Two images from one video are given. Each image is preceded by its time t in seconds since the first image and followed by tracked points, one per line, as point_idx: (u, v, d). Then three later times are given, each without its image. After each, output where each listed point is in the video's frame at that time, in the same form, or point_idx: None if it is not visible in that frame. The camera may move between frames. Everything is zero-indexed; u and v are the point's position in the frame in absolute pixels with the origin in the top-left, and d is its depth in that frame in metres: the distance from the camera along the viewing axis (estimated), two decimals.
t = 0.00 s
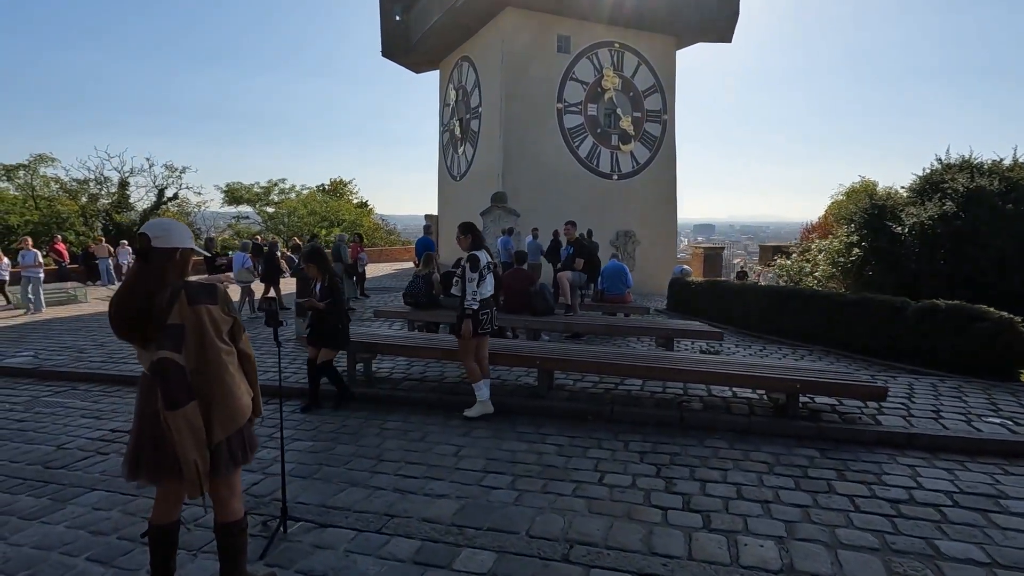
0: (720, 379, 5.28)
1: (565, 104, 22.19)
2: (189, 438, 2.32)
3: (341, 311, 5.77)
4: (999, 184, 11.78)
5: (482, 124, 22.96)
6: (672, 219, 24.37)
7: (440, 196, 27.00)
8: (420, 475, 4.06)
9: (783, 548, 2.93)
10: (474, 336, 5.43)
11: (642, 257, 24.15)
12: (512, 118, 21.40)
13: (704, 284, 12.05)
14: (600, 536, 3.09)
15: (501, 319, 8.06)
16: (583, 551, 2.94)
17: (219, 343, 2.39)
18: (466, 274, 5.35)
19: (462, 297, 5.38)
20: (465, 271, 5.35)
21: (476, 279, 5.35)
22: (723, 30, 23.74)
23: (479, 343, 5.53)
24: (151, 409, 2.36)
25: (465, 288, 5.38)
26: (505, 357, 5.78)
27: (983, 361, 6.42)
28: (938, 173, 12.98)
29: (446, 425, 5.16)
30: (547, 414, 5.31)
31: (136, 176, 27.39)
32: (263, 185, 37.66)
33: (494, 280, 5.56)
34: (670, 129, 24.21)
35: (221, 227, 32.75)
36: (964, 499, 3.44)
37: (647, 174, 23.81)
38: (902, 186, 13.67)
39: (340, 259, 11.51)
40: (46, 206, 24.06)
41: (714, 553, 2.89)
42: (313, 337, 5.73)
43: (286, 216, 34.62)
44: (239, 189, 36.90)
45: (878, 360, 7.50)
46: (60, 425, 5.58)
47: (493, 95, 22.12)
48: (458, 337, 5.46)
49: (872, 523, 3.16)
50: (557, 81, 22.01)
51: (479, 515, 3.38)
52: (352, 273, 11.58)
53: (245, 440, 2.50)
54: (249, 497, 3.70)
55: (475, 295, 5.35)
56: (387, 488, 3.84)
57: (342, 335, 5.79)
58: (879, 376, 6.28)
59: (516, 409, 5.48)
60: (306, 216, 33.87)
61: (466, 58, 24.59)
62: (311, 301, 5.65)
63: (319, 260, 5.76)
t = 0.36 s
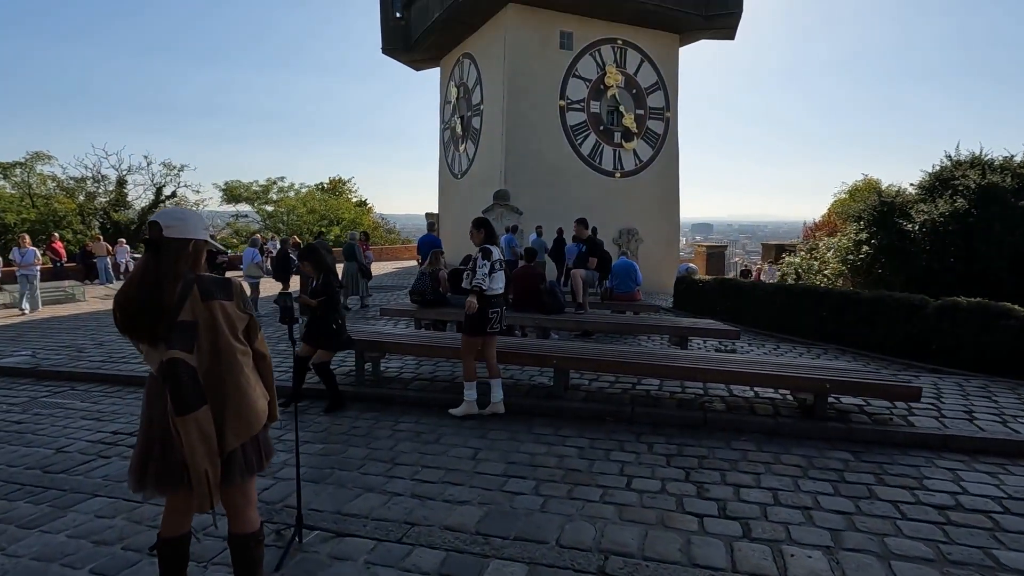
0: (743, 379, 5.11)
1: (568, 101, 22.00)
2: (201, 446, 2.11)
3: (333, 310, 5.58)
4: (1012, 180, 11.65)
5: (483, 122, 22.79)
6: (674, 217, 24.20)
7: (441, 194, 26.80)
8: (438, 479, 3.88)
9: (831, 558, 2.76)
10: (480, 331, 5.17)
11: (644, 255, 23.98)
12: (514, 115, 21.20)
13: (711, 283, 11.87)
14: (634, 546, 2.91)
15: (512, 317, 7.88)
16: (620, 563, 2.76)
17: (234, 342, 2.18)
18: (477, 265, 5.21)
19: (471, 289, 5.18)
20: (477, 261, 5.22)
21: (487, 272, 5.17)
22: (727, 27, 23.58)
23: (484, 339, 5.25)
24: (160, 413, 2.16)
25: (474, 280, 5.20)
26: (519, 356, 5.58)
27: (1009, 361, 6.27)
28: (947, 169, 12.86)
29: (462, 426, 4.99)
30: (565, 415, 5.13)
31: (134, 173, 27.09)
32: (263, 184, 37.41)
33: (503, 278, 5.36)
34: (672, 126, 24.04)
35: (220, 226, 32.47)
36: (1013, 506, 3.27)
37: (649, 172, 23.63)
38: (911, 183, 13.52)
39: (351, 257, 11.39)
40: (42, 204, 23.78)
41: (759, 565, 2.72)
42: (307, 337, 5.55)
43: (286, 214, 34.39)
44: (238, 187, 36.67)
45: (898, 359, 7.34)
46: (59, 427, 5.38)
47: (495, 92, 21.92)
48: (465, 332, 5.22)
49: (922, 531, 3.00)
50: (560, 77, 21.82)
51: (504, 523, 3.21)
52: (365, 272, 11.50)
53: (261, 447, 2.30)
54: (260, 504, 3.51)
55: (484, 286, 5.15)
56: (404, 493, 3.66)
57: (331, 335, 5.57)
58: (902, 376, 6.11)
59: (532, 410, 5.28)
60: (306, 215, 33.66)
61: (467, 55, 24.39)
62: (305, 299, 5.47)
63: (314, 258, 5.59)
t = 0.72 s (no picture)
0: (761, 382, 4.99)
1: (565, 99, 21.87)
2: (217, 460, 1.95)
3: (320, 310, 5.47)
4: (1014, 179, 11.65)
5: (480, 120, 22.62)
6: (671, 217, 24.13)
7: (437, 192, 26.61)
8: (455, 487, 3.73)
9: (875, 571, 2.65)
10: (474, 336, 5.00)
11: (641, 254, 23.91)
12: (512, 113, 21.04)
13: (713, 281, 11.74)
14: (668, 559, 2.79)
15: (518, 317, 7.74)
16: None
17: (252, 347, 2.02)
18: (476, 269, 5.02)
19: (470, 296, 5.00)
20: (475, 265, 5.03)
21: (486, 276, 4.98)
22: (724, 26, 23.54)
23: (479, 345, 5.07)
24: (173, 425, 2.01)
25: (473, 285, 5.02)
26: (529, 359, 5.43)
27: None
28: (948, 167, 12.83)
29: (474, 430, 4.85)
30: (579, 418, 5.00)
31: (125, 172, 26.67)
32: (256, 182, 37.03)
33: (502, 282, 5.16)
34: (669, 125, 23.96)
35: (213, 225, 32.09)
36: None
37: (646, 170, 23.54)
38: (912, 182, 13.48)
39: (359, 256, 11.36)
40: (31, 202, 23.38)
41: None
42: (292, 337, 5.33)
43: (279, 213, 34.08)
44: (230, 185, 36.30)
45: (909, 359, 7.26)
46: (54, 433, 5.18)
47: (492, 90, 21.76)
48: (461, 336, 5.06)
49: (964, 541, 2.89)
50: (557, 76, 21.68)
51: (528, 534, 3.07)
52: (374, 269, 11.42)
53: (279, 460, 2.14)
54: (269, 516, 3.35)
55: (481, 291, 4.96)
56: (420, 503, 3.51)
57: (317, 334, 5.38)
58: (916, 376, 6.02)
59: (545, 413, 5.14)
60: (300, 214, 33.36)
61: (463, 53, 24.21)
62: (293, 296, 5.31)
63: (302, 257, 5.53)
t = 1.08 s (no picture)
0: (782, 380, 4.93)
1: (564, 96, 21.75)
2: (258, 469, 1.85)
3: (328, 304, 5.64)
4: (1017, 176, 11.68)
5: (479, 116, 22.48)
6: (669, 214, 24.09)
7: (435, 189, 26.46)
8: (480, 490, 3.64)
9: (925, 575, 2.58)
10: (493, 332, 4.90)
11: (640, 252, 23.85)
12: (510, 110, 20.91)
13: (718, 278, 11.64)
14: (711, 564, 2.71)
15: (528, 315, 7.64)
16: None
17: (295, 350, 1.93)
18: (491, 266, 4.90)
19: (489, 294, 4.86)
20: (490, 261, 4.91)
21: (502, 272, 4.88)
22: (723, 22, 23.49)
23: (494, 341, 4.99)
24: (212, 431, 1.91)
25: (490, 281, 4.89)
26: (546, 357, 5.33)
27: None
28: (951, 164, 12.85)
29: (493, 430, 4.76)
30: (599, 418, 4.92)
31: (117, 168, 26.34)
32: (250, 179, 36.75)
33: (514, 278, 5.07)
34: (668, 122, 23.90)
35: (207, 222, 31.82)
36: None
37: (645, 167, 23.48)
38: (914, 178, 13.49)
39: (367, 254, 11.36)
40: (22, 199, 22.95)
41: None
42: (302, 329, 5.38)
43: (274, 210, 33.80)
44: (224, 182, 35.93)
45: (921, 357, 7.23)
46: (59, 435, 5.06)
47: (491, 86, 21.61)
48: (477, 333, 4.94)
49: (1010, 542, 2.83)
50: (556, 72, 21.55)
51: (562, 538, 2.99)
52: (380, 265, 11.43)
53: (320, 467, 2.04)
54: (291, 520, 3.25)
55: (500, 287, 4.86)
56: (446, 506, 3.42)
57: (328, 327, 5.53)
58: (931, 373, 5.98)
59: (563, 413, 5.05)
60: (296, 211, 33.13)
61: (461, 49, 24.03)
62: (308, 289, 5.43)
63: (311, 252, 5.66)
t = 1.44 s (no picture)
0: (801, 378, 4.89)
1: (562, 91, 21.63)
2: (302, 479, 1.77)
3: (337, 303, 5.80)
4: (1016, 171, 11.74)
5: (476, 111, 22.32)
6: (666, 210, 24.09)
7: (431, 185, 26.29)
8: (505, 491, 3.58)
9: None
10: (508, 328, 4.81)
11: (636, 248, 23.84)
12: (508, 105, 20.77)
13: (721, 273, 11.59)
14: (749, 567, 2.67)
15: (535, 312, 7.57)
16: None
17: (339, 354, 1.85)
18: (506, 260, 4.82)
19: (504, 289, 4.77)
20: (505, 255, 4.83)
21: (517, 266, 4.80)
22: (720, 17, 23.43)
23: (510, 337, 4.89)
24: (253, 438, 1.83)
25: (504, 275, 4.81)
26: (561, 355, 5.27)
27: None
28: (950, 160, 12.89)
29: (510, 429, 4.70)
30: (616, 416, 4.88)
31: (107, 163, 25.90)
32: (242, 174, 36.31)
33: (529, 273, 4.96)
34: (664, 117, 23.86)
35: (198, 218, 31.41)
36: None
37: (642, 163, 23.44)
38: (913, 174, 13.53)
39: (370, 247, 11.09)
40: (9, 195, 22.51)
41: None
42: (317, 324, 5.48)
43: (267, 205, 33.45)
44: (216, 177, 35.48)
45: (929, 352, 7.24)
46: (65, 437, 4.94)
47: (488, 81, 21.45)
48: (492, 329, 4.85)
49: None
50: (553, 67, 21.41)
51: (595, 541, 2.94)
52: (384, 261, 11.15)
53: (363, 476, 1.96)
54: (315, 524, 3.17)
55: (515, 280, 4.77)
56: (472, 508, 3.36)
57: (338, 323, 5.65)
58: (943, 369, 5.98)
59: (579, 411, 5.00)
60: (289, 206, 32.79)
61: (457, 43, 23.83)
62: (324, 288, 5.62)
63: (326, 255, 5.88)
